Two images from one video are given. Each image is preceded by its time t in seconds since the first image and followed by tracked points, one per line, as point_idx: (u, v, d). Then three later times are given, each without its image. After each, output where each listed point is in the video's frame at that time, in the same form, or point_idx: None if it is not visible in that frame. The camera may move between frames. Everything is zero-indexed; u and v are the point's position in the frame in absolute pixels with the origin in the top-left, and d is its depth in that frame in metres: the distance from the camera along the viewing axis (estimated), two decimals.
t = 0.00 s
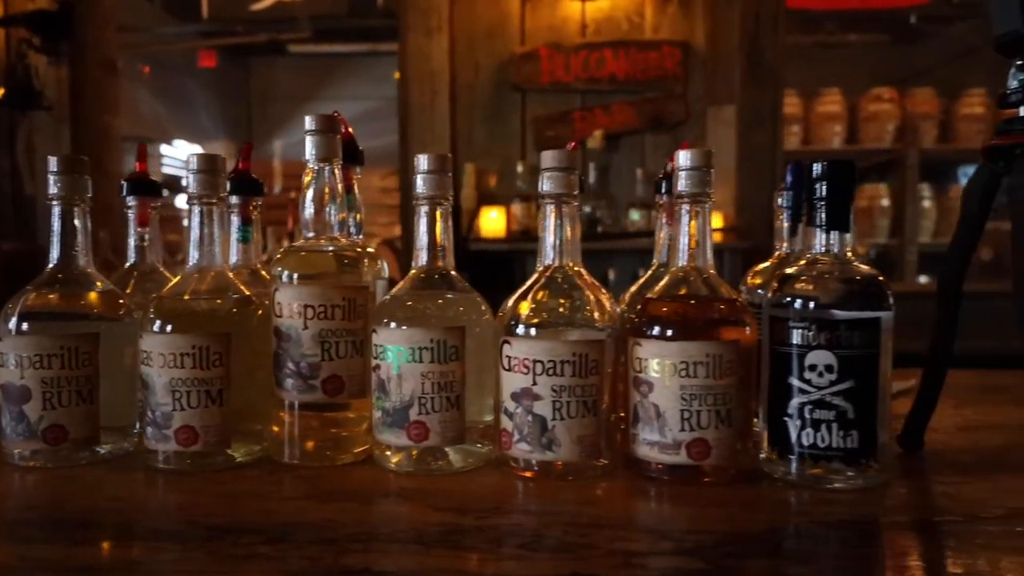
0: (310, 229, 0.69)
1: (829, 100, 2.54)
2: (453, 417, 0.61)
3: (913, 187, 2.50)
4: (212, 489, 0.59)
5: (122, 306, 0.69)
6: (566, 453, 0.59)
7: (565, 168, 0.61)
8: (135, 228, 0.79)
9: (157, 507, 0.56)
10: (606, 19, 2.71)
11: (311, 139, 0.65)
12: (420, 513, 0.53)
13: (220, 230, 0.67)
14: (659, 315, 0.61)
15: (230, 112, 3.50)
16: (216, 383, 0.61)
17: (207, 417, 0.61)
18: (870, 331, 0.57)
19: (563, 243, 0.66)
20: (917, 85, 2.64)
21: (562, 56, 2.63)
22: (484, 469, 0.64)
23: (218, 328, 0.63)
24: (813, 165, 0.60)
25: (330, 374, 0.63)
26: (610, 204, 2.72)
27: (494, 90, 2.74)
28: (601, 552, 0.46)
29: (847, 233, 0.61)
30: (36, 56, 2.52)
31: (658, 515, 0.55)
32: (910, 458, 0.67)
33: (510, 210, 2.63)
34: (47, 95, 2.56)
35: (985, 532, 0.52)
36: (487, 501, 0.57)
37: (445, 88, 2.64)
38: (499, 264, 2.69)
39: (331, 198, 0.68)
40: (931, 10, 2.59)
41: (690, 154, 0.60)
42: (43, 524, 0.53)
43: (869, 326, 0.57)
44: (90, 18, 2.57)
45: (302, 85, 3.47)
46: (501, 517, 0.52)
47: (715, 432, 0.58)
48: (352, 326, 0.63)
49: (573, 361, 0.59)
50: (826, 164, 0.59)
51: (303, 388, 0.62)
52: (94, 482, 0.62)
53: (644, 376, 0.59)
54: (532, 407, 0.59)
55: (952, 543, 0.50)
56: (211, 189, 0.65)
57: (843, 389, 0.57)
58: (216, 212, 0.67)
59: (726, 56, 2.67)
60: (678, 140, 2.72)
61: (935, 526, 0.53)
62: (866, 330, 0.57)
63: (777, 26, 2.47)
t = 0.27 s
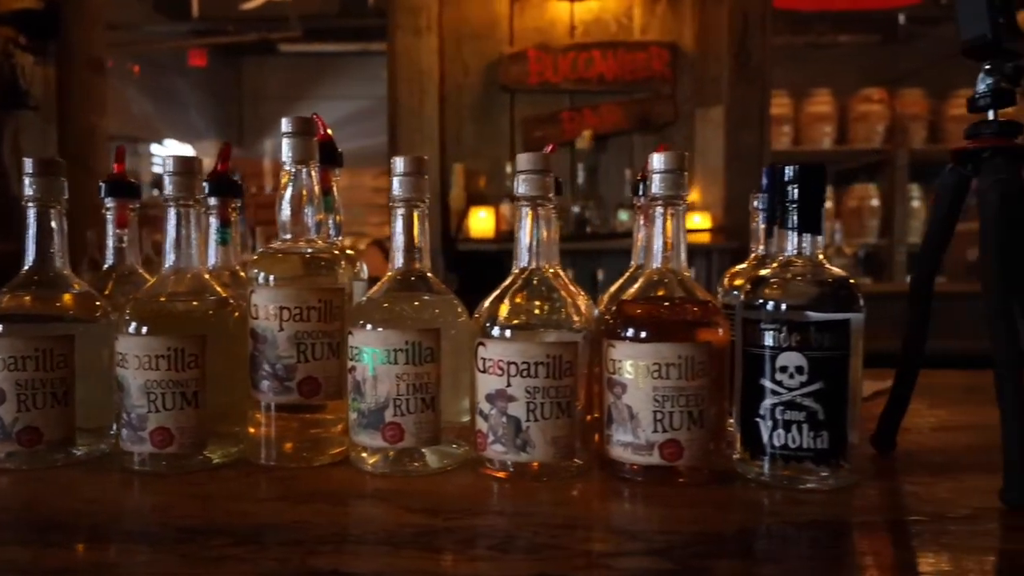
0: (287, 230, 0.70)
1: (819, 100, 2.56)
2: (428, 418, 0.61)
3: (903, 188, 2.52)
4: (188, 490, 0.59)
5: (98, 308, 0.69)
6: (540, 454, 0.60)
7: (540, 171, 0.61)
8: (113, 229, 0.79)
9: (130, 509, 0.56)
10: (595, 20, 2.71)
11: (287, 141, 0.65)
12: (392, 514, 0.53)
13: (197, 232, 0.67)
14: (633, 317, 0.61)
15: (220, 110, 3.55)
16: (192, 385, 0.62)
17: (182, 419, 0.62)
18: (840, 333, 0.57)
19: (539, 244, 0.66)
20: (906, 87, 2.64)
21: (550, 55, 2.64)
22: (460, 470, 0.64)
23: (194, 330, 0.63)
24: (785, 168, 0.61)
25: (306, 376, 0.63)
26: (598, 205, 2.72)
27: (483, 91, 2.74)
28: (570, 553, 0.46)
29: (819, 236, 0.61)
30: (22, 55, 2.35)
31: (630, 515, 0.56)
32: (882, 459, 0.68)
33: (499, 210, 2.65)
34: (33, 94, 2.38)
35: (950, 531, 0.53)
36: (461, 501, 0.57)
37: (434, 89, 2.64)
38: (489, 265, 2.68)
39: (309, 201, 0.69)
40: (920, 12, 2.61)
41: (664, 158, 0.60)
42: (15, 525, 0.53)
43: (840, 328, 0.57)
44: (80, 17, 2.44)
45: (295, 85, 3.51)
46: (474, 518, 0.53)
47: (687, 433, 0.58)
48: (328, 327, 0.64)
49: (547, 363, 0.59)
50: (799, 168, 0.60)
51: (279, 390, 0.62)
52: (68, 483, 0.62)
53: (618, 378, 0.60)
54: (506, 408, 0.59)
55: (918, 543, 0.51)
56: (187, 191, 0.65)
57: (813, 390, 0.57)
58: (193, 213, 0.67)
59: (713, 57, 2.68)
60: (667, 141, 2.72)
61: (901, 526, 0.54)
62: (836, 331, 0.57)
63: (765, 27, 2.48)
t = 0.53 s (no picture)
0: (259, 232, 0.70)
1: (806, 100, 2.58)
2: (398, 420, 0.61)
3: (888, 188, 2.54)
4: (156, 492, 0.59)
5: (69, 310, 0.69)
6: (509, 455, 0.60)
7: (511, 173, 0.62)
8: (86, 231, 0.78)
9: (96, 511, 0.56)
10: (581, 20, 2.72)
11: (259, 143, 0.65)
12: (359, 515, 0.53)
13: (169, 235, 0.67)
14: (602, 318, 0.61)
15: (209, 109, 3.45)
16: (161, 387, 0.62)
17: (151, 421, 0.62)
18: (806, 334, 0.58)
19: (511, 246, 0.66)
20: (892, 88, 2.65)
21: (536, 57, 2.64)
22: (431, 471, 0.64)
23: (164, 331, 0.63)
24: (752, 170, 0.61)
25: (277, 377, 0.63)
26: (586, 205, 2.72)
27: (469, 91, 2.74)
28: (531, 553, 0.47)
29: (785, 238, 0.62)
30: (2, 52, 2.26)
31: (596, 515, 0.56)
32: (850, 458, 0.69)
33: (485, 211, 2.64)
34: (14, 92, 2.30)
35: (909, 530, 0.54)
36: (430, 501, 0.58)
37: (420, 89, 2.64)
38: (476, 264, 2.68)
39: (281, 202, 0.70)
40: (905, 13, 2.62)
41: (633, 160, 0.61)
42: None
43: (805, 329, 0.58)
44: (62, 17, 2.32)
45: (282, 84, 3.43)
46: (439, 519, 0.53)
47: (654, 434, 0.59)
48: (300, 329, 0.64)
49: (515, 364, 0.60)
50: (766, 171, 0.60)
51: (249, 392, 0.63)
52: (35, 485, 0.61)
53: (587, 379, 0.60)
54: (476, 409, 0.60)
55: (876, 541, 0.52)
56: (159, 193, 0.65)
57: (778, 391, 0.58)
58: (164, 215, 0.66)
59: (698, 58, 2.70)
60: (654, 142, 2.73)
61: (862, 525, 0.55)
62: (802, 333, 0.58)
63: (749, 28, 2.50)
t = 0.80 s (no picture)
0: (232, 232, 0.71)
1: (794, 100, 2.62)
2: (368, 421, 0.61)
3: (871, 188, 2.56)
4: (124, 494, 0.59)
5: (39, 312, 0.69)
6: (479, 455, 0.60)
7: (481, 175, 0.62)
8: (58, 232, 0.78)
9: (63, 513, 0.56)
10: (566, 21, 2.72)
11: (229, 143, 0.65)
12: (326, 517, 0.54)
13: (140, 236, 0.67)
14: (573, 319, 0.62)
15: (195, 109, 3.44)
16: (131, 389, 0.61)
17: (121, 422, 0.62)
18: (772, 335, 0.59)
19: (483, 247, 0.67)
20: (881, 88, 2.71)
21: (522, 58, 2.65)
22: (402, 472, 0.65)
23: (134, 333, 0.63)
24: (719, 172, 0.62)
25: (247, 379, 0.63)
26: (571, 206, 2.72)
27: (455, 92, 2.74)
28: (494, 553, 0.47)
29: (753, 240, 0.63)
30: None
31: (563, 515, 0.57)
32: (818, 457, 0.70)
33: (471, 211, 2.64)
34: None
35: (870, 528, 0.54)
36: (400, 502, 0.58)
37: (406, 88, 2.63)
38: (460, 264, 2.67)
39: (253, 202, 0.70)
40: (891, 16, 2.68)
41: (603, 162, 0.61)
42: None
43: (772, 330, 0.59)
44: (44, 14, 2.31)
45: (269, 83, 3.42)
46: (407, 520, 0.53)
47: (623, 434, 0.59)
48: (270, 331, 0.64)
49: (485, 365, 0.60)
50: (732, 172, 0.61)
51: (219, 393, 0.62)
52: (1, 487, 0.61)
53: (557, 380, 0.60)
54: (446, 410, 0.60)
55: (837, 540, 0.52)
56: (129, 194, 0.64)
57: (745, 391, 0.58)
58: (135, 216, 0.66)
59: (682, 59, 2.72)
60: (639, 143, 2.73)
61: (825, 524, 0.55)
62: (769, 334, 0.59)
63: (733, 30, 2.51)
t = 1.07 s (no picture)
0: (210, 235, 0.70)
1: (785, 101, 2.64)
2: (345, 422, 0.61)
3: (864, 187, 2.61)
4: (99, 495, 0.59)
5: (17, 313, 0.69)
6: (455, 456, 0.60)
7: (459, 176, 0.62)
8: (37, 233, 0.77)
9: (37, 514, 0.56)
10: (556, 22, 2.73)
11: (207, 145, 0.65)
12: (299, 517, 0.54)
13: (118, 237, 0.67)
14: (549, 319, 0.62)
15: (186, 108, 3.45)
16: (107, 390, 0.61)
17: (97, 424, 0.61)
18: (746, 335, 0.59)
19: (461, 248, 0.67)
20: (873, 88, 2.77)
21: (511, 58, 2.66)
22: (380, 473, 0.65)
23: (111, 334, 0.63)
24: (696, 174, 0.62)
25: (225, 380, 0.63)
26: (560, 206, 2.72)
27: (444, 92, 2.74)
28: (466, 553, 0.48)
29: (729, 241, 0.63)
30: None
31: (537, 515, 0.57)
32: (795, 456, 0.70)
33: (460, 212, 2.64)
34: None
35: (841, 527, 0.55)
36: (376, 502, 0.58)
37: (395, 88, 2.63)
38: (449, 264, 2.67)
39: (232, 202, 0.71)
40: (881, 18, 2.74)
41: (579, 164, 0.62)
42: None
43: (746, 331, 0.59)
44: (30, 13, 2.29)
45: (262, 82, 3.44)
46: (382, 520, 0.53)
47: (598, 434, 0.60)
48: (248, 332, 0.64)
49: (461, 366, 0.60)
50: (710, 174, 0.61)
51: (196, 394, 0.62)
52: None
53: (534, 380, 0.61)
54: (422, 410, 0.60)
55: (808, 538, 0.53)
56: (106, 194, 0.64)
57: (719, 391, 0.59)
58: (112, 217, 0.66)
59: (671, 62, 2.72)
60: (628, 143, 2.74)
61: (797, 523, 0.56)
62: (743, 334, 0.59)
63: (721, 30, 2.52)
